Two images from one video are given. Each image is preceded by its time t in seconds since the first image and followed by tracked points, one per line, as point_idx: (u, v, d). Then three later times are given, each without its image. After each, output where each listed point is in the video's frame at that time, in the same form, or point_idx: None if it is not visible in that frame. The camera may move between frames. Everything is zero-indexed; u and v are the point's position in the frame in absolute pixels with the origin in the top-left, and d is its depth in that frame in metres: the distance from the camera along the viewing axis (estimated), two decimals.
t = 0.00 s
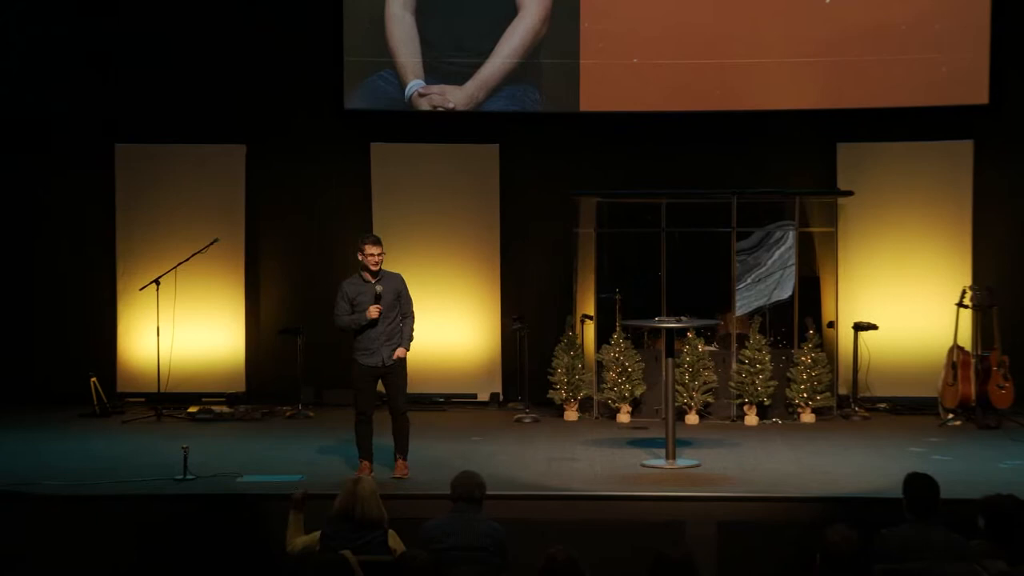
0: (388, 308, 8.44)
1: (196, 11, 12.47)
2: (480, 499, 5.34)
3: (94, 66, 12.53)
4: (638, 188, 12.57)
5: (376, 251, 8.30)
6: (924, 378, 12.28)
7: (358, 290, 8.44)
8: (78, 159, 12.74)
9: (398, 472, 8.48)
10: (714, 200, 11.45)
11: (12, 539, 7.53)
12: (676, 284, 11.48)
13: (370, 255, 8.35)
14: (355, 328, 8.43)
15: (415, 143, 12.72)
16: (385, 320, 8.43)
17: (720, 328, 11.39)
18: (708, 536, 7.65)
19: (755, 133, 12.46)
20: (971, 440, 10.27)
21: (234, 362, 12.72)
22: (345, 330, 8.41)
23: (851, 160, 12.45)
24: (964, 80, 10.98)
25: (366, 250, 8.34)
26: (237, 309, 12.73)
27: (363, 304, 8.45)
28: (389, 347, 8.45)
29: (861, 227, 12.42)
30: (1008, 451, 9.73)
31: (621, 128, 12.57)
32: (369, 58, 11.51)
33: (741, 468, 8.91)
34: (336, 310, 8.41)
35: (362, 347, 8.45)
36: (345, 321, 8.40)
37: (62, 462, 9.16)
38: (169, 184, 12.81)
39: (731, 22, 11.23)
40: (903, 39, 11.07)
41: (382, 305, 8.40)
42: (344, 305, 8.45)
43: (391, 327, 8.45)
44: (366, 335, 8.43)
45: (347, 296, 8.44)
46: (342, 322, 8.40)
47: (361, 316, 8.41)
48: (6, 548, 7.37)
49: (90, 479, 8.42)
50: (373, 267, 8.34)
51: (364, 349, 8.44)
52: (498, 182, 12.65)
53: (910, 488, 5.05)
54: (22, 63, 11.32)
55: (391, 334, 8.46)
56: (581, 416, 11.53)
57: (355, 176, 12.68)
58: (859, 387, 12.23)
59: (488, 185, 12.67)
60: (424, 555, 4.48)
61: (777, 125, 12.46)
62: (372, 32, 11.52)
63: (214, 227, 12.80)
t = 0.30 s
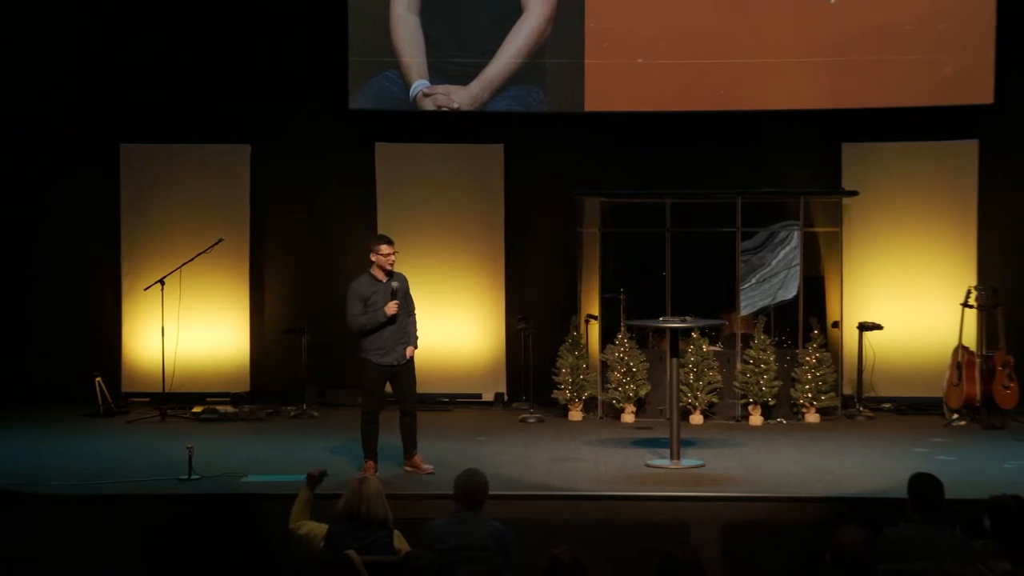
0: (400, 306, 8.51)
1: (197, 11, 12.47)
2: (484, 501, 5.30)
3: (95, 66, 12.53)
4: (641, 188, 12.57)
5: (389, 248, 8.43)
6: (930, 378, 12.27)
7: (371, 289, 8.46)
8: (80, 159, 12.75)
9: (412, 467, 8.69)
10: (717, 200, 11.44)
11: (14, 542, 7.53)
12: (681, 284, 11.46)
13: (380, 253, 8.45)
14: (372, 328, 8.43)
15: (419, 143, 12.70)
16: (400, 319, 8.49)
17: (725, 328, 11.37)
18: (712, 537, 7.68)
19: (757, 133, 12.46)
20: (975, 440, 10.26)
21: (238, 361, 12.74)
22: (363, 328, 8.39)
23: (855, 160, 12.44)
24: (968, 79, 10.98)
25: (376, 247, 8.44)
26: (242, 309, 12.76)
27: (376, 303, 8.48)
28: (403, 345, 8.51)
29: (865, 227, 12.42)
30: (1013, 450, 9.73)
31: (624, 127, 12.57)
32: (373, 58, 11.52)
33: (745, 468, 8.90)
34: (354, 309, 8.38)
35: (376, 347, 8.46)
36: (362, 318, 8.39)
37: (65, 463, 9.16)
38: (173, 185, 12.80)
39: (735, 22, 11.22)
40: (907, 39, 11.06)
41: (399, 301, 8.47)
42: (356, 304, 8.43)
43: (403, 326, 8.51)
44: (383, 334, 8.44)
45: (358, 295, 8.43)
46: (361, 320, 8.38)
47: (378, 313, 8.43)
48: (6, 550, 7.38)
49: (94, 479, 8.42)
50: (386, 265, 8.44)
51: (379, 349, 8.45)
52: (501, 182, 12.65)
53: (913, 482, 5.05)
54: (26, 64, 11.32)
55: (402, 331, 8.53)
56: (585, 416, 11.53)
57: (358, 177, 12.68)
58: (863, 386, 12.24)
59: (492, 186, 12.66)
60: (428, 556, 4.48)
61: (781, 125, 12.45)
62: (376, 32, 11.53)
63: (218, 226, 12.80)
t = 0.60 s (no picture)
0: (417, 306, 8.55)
1: (197, 11, 12.47)
2: (483, 502, 5.30)
3: (95, 66, 12.53)
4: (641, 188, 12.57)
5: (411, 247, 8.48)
6: (930, 378, 12.27)
7: (394, 288, 8.45)
8: (80, 159, 12.75)
9: (412, 468, 8.69)
10: (717, 200, 11.44)
11: (13, 543, 7.53)
12: (680, 284, 11.43)
13: (402, 253, 8.47)
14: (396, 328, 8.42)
15: (419, 143, 12.69)
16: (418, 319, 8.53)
17: (725, 328, 11.37)
18: (713, 537, 7.68)
19: (757, 133, 12.46)
20: (976, 440, 10.26)
21: (238, 361, 12.73)
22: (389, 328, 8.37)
23: (855, 160, 12.44)
24: (968, 79, 10.98)
25: (400, 246, 8.45)
26: (241, 309, 12.76)
27: (399, 303, 8.47)
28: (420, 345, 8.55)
29: (865, 227, 12.42)
30: (1013, 451, 9.73)
31: (624, 127, 12.56)
32: (373, 58, 11.52)
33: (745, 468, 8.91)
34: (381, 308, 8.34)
35: (395, 347, 8.46)
36: (389, 318, 8.36)
37: (65, 462, 9.16)
38: (174, 184, 12.79)
39: (735, 22, 11.22)
40: (907, 39, 11.06)
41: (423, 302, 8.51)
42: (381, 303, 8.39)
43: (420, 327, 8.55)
44: (405, 334, 8.45)
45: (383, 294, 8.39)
46: (388, 320, 8.35)
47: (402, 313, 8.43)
48: (6, 551, 7.38)
49: (94, 479, 8.42)
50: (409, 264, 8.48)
51: (400, 349, 8.46)
52: (501, 182, 12.65)
53: (918, 482, 5.06)
54: (26, 64, 11.31)
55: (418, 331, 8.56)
56: (585, 416, 11.53)
57: (358, 177, 12.68)
58: (863, 386, 12.23)
59: (492, 186, 12.66)
60: (428, 556, 4.48)
61: (781, 125, 12.45)
62: (376, 32, 11.53)
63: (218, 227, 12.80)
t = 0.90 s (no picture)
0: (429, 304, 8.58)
1: (197, 11, 12.47)
2: (480, 504, 5.29)
3: (95, 66, 12.52)
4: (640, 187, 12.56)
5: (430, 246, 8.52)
6: (927, 378, 12.28)
7: (415, 286, 8.47)
8: (80, 159, 12.73)
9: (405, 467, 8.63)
10: (716, 200, 11.44)
11: (13, 543, 7.52)
12: (678, 284, 11.46)
13: (422, 253, 8.47)
14: (416, 326, 8.41)
15: (417, 143, 12.72)
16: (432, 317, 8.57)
17: (722, 328, 11.38)
18: (711, 537, 7.68)
19: (758, 132, 12.45)
20: (974, 440, 10.26)
21: (235, 361, 12.74)
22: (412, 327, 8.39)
23: (852, 160, 12.46)
24: (965, 79, 10.99)
25: (423, 246, 8.47)
26: (239, 309, 12.76)
27: (420, 301, 8.48)
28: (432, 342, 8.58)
29: (863, 227, 12.43)
30: (1012, 451, 9.73)
31: (623, 127, 12.55)
32: (370, 58, 11.52)
33: (743, 468, 8.91)
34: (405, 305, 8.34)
35: (415, 345, 8.47)
36: (411, 316, 8.37)
37: (66, 462, 9.16)
38: (172, 184, 12.82)
39: (733, 22, 11.21)
40: (904, 39, 11.06)
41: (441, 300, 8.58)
42: (403, 301, 8.40)
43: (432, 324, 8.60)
44: (425, 332, 8.49)
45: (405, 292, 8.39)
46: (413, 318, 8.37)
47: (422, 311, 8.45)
48: (6, 552, 7.38)
49: (92, 479, 8.42)
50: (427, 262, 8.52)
51: (420, 347, 8.48)
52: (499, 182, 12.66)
53: (919, 482, 5.11)
54: (25, 64, 11.31)
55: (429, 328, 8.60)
56: (583, 416, 11.53)
57: (356, 176, 12.68)
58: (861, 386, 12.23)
59: (489, 186, 12.68)
60: (426, 556, 4.48)
61: (778, 125, 12.44)
62: (374, 32, 11.54)
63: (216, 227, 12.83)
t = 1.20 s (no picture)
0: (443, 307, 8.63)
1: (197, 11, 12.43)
2: (474, 505, 5.29)
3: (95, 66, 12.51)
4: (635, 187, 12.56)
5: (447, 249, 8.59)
6: (922, 378, 12.29)
7: (432, 289, 8.52)
8: (75, 159, 12.73)
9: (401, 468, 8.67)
10: (711, 200, 11.46)
11: (12, 543, 7.52)
12: (673, 283, 11.50)
13: (440, 255, 8.55)
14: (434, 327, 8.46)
15: (412, 143, 12.71)
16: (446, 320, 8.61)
17: (717, 328, 11.41)
18: (705, 537, 7.69)
19: (757, 132, 12.46)
20: (967, 440, 10.28)
21: (230, 361, 12.73)
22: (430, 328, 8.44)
23: (847, 161, 12.45)
24: (959, 79, 10.99)
25: (440, 249, 8.54)
26: (233, 309, 12.75)
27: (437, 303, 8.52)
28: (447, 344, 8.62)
29: (857, 227, 12.43)
30: (1005, 451, 9.74)
31: (618, 127, 12.55)
32: (364, 58, 11.52)
33: (737, 467, 8.92)
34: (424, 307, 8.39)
35: (432, 347, 8.50)
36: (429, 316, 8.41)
37: (63, 462, 9.17)
38: (167, 184, 12.81)
39: (728, 22, 11.22)
40: (899, 39, 11.07)
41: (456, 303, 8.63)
42: (421, 302, 8.44)
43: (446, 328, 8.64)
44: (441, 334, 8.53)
45: (424, 293, 8.44)
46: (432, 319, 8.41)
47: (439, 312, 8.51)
48: (5, 552, 7.37)
49: (87, 480, 8.42)
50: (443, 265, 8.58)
51: (437, 348, 8.50)
52: (493, 182, 12.65)
53: (906, 482, 5.13)
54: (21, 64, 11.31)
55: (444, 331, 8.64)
56: (578, 416, 11.49)
57: (351, 177, 12.68)
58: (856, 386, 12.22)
59: (484, 185, 12.67)
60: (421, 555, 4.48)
61: (773, 125, 12.45)
62: (368, 32, 11.54)
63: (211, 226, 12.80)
